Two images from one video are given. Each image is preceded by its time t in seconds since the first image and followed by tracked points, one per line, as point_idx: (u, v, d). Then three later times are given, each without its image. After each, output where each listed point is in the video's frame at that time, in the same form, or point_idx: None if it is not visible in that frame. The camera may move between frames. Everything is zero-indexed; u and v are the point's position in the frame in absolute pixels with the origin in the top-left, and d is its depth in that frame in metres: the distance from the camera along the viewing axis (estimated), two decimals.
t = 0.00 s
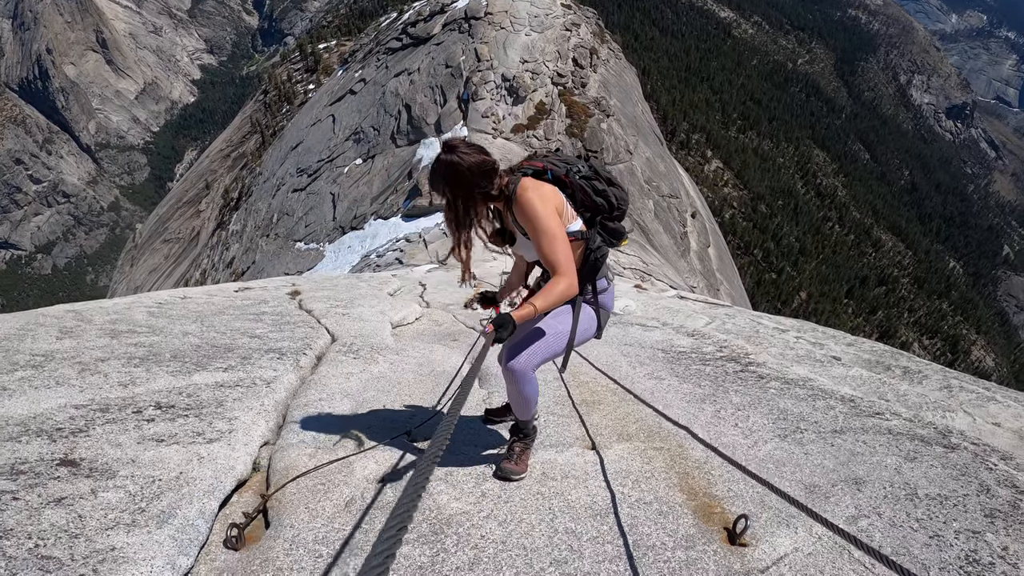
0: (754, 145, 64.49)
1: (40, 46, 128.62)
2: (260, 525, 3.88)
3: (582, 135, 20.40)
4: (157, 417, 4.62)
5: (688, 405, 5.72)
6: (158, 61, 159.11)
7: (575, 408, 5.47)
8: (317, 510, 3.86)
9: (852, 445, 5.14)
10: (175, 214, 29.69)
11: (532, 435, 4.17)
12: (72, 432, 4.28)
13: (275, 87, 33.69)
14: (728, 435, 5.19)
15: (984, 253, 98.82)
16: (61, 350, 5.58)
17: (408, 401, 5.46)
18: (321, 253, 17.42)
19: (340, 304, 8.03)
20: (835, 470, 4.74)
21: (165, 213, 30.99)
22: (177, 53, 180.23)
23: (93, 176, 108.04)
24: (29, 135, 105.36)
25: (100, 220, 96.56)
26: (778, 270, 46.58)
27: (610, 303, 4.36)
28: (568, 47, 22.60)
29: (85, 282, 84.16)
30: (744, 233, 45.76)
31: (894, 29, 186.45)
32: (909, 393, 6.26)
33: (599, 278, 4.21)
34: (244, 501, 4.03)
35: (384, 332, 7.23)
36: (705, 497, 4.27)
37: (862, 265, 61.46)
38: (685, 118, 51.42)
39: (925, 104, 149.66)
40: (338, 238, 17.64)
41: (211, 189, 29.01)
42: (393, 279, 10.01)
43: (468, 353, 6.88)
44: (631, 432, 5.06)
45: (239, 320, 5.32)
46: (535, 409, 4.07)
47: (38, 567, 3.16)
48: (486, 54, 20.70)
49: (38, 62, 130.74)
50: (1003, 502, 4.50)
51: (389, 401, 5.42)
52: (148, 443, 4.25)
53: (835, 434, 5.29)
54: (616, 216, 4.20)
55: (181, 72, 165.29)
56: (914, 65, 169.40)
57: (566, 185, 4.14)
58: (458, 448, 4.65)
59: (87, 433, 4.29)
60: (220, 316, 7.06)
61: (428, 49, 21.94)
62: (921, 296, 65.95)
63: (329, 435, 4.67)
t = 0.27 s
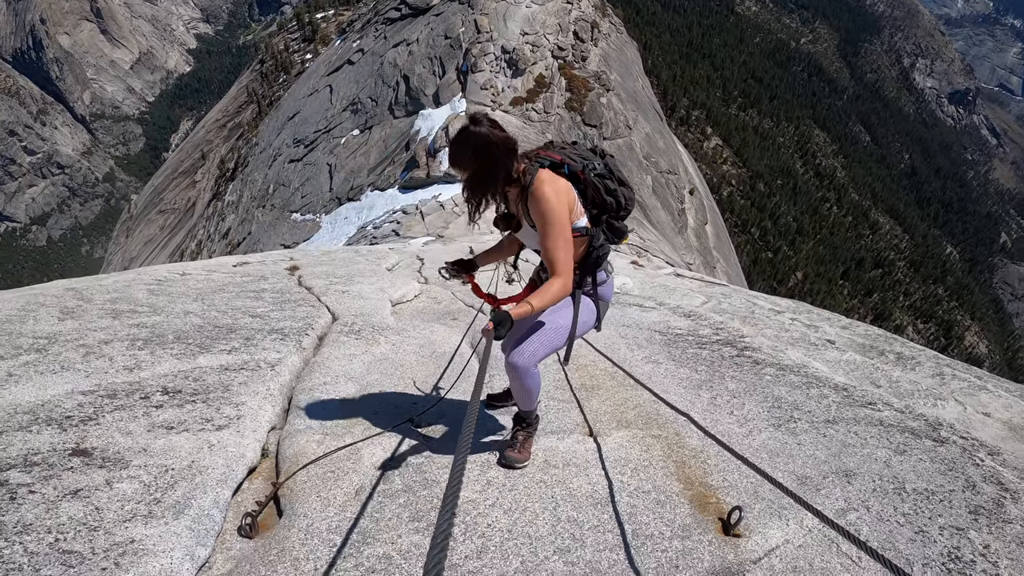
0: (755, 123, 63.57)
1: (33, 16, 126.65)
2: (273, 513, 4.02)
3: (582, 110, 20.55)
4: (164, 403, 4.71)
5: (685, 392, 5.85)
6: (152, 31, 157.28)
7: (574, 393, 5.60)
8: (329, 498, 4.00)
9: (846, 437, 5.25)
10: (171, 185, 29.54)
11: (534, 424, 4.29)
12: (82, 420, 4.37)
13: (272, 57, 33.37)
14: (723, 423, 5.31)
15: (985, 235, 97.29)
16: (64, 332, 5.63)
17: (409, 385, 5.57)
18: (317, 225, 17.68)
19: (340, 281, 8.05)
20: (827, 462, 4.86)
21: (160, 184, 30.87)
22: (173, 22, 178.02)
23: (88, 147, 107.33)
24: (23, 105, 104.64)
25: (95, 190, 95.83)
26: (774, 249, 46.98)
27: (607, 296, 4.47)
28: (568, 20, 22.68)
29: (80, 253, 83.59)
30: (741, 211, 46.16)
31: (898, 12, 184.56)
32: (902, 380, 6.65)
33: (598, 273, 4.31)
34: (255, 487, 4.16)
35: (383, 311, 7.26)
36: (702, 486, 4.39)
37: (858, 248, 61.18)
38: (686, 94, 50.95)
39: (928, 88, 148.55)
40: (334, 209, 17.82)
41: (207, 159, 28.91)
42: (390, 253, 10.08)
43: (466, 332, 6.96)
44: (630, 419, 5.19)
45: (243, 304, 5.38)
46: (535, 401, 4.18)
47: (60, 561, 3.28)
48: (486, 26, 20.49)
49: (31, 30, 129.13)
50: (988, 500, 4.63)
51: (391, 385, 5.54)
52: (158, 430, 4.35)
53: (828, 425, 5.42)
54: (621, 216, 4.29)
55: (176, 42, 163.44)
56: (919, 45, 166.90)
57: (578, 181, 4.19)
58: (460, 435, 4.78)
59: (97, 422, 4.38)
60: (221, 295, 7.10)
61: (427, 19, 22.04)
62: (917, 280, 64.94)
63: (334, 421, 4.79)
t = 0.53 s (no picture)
0: (756, 100, 61.90)
1: None
2: (280, 495, 4.19)
3: (582, 82, 21.18)
4: (170, 386, 4.85)
5: (678, 375, 5.99)
6: None
7: (570, 375, 5.76)
8: (334, 481, 4.15)
9: (832, 425, 5.41)
10: (166, 154, 29.39)
11: (531, 411, 4.42)
12: (91, 404, 4.51)
13: (268, 25, 33.01)
14: (713, 409, 5.46)
15: (986, 218, 95.03)
16: (66, 312, 5.71)
17: (410, 366, 5.70)
18: (315, 193, 17.79)
19: (339, 256, 8.09)
20: (812, 451, 5.02)
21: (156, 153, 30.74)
22: None
23: (82, 116, 106.50)
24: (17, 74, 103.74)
25: (90, 160, 95.25)
26: (771, 227, 47.82)
27: (601, 280, 4.60)
28: None
29: (74, 224, 83.18)
30: (739, 188, 47.18)
31: None
32: (894, 365, 6.94)
33: (595, 260, 4.42)
34: (262, 470, 4.33)
35: (381, 287, 7.30)
36: (690, 472, 4.56)
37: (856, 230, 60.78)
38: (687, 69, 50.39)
39: (931, 72, 147.20)
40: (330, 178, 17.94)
41: (203, 128, 28.79)
42: (388, 226, 10.14)
43: (463, 309, 7.07)
44: (623, 403, 5.34)
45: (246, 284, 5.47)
46: (534, 388, 4.30)
47: (81, 547, 3.46)
48: None
49: None
50: (967, 494, 4.78)
51: (393, 365, 5.68)
52: (166, 414, 4.50)
53: (815, 413, 5.57)
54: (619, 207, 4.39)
55: (172, 10, 161.35)
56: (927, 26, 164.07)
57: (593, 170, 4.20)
58: (457, 418, 4.93)
59: (105, 406, 4.52)
60: (220, 271, 7.19)
61: None
62: (912, 264, 62.97)
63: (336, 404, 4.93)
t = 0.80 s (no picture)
0: (758, 85, 61.79)
1: None
2: (283, 482, 4.35)
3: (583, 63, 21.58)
4: (175, 375, 5.00)
5: (668, 365, 6.14)
6: None
7: (562, 365, 5.91)
8: (334, 469, 4.30)
9: (815, 419, 5.57)
10: (163, 133, 29.33)
11: (523, 403, 4.57)
12: (99, 394, 4.65)
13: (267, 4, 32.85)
14: (701, 401, 5.61)
15: (986, 207, 93.63)
16: (69, 300, 5.83)
17: (407, 354, 5.84)
18: (312, 173, 17.89)
19: (337, 242, 8.18)
20: (794, 444, 5.18)
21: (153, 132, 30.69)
22: None
23: (79, 95, 105.98)
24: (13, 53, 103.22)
25: (86, 140, 95.08)
26: (770, 213, 48.32)
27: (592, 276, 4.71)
28: None
29: (71, 204, 83.01)
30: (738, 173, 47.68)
31: None
32: (885, 357, 7.12)
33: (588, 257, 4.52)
34: (264, 458, 4.49)
35: (380, 274, 7.41)
36: (673, 464, 4.71)
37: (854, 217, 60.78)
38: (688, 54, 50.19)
39: (934, 61, 146.28)
40: (329, 158, 18.04)
41: (200, 107, 28.74)
42: (386, 209, 10.24)
43: (460, 296, 7.19)
44: (612, 394, 5.49)
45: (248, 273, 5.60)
46: (528, 381, 4.42)
47: (98, 534, 3.65)
48: None
49: None
50: (943, 490, 4.92)
51: (390, 353, 5.83)
52: (171, 404, 4.66)
53: (800, 406, 5.72)
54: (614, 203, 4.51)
55: None
56: (930, 15, 163.11)
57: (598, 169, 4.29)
58: (452, 407, 5.08)
59: (114, 395, 4.67)
60: (220, 257, 7.29)
61: None
62: (910, 254, 62.12)
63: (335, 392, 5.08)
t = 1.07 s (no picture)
0: (760, 84, 61.88)
1: None
2: (283, 470, 4.48)
3: (585, 59, 21.79)
4: (178, 363, 5.12)
5: (660, 364, 6.27)
6: None
7: (555, 362, 6.04)
8: (334, 458, 4.43)
9: (803, 420, 5.70)
10: (163, 119, 29.35)
11: (517, 398, 4.70)
12: (104, 381, 4.77)
13: None
14: (690, 399, 5.75)
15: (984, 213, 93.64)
16: (72, 288, 5.93)
17: (405, 348, 5.97)
18: (311, 162, 17.98)
19: (337, 234, 8.29)
20: (780, 444, 5.32)
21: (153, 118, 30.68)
22: None
23: (78, 80, 105.63)
24: (13, 36, 102.73)
25: (86, 124, 94.99)
26: (769, 213, 48.53)
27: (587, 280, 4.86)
28: None
29: (69, 187, 82.91)
30: (738, 172, 47.88)
31: None
32: (876, 360, 7.27)
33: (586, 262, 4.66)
34: (266, 446, 4.63)
35: (378, 266, 7.54)
36: (661, 460, 4.84)
37: (853, 219, 60.90)
38: (691, 52, 50.19)
39: (938, 66, 146.02)
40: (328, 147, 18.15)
41: (201, 94, 28.75)
42: (385, 202, 10.34)
43: (458, 292, 7.31)
44: (603, 391, 5.63)
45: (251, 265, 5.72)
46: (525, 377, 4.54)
47: (106, 518, 3.78)
48: None
49: None
50: (923, 493, 5.06)
51: (387, 345, 5.96)
52: (175, 392, 4.79)
53: (788, 407, 5.86)
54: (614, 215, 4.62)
55: None
56: (934, 20, 163.15)
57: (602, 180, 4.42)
58: (447, 401, 5.22)
59: (118, 383, 4.79)
60: (221, 247, 7.40)
61: None
62: (908, 258, 62.35)
63: (333, 383, 5.22)
